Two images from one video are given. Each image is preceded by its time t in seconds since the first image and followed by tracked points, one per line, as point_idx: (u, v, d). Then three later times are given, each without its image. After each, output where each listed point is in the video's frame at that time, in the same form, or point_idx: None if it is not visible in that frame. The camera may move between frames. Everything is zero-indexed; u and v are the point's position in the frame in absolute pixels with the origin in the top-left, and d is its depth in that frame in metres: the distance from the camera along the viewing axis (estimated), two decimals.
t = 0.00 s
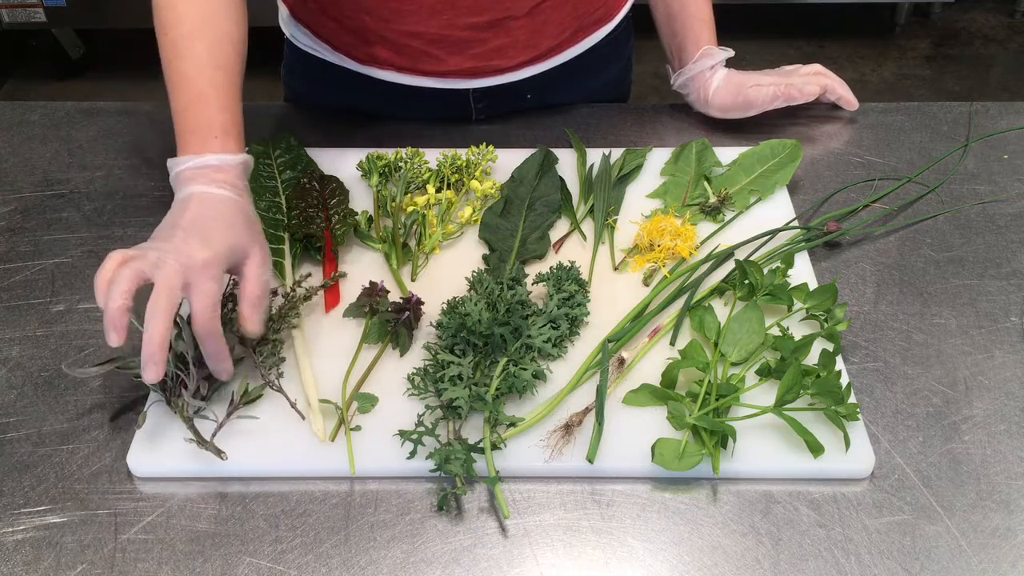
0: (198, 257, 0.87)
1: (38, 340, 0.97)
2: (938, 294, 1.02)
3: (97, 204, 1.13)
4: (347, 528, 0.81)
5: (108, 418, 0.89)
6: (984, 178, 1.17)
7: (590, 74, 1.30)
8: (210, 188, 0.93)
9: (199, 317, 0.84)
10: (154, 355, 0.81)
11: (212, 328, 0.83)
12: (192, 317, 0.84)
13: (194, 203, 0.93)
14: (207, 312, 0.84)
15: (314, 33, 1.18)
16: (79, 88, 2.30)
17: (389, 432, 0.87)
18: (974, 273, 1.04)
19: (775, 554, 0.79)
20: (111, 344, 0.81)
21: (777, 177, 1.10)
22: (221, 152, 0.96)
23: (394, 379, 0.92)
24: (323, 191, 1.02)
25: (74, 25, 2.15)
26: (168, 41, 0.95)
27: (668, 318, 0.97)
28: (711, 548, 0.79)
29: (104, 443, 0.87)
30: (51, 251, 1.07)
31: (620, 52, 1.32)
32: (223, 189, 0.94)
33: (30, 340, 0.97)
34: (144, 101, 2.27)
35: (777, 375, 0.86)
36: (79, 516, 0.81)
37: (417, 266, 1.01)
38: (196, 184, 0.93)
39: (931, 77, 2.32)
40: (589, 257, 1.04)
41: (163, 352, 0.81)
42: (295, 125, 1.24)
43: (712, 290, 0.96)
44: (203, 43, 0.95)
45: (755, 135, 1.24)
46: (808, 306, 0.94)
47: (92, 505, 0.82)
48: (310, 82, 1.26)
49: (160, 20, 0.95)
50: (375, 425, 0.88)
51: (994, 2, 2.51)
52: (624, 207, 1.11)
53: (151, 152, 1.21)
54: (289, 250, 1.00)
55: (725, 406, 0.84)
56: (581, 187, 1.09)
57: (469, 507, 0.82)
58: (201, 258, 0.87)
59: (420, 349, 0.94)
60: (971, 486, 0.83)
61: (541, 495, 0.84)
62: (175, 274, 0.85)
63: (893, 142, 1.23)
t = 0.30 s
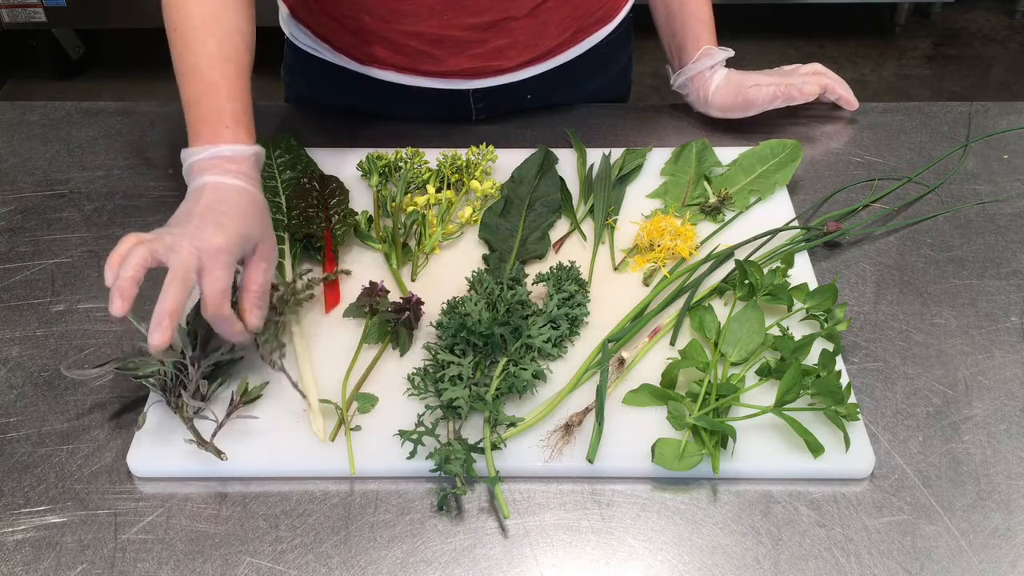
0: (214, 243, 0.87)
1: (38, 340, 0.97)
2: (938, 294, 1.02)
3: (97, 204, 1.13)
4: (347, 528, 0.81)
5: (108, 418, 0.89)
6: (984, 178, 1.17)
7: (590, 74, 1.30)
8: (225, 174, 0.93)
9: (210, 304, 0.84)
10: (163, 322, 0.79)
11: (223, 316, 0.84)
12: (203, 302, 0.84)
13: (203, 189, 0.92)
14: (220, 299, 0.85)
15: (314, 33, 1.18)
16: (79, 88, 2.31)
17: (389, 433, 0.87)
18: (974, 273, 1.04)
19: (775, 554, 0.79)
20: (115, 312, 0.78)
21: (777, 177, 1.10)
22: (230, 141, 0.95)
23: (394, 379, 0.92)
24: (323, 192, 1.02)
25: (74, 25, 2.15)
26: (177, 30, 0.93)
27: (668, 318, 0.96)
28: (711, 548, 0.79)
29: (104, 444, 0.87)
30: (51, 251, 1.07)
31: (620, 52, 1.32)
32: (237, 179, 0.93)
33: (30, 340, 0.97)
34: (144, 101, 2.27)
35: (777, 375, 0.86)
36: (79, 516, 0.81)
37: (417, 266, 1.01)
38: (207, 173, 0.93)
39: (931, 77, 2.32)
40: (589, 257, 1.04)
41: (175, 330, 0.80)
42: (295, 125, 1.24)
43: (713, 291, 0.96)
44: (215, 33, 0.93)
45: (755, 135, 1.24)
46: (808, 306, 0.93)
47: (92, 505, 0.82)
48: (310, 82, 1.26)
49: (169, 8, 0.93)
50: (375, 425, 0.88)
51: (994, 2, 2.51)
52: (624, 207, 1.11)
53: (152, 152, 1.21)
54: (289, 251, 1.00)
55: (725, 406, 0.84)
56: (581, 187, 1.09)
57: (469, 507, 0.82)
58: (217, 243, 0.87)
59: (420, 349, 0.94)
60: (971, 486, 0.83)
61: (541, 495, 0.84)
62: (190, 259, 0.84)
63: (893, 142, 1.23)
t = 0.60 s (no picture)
0: (194, 247, 0.87)
1: (38, 340, 0.97)
2: (937, 294, 1.02)
3: (97, 204, 1.13)
4: (347, 528, 0.81)
5: (108, 418, 0.89)
6: (984, 178, 1.17)
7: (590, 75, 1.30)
8: (214, 170, 0.94)
9: (190, 311, 0.84)
10: (120, 336, 0.79)
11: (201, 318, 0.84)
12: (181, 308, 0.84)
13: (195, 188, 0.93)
14: (196, 302, 0.84)
15: (315, 33, 1.18)
16: (79, 88, 2.31)
17: (389, 433, 0.87)
18: (974, 273, 1.04)
19: (775, 554, 0.79)
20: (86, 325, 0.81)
21: (777, 177, 1.10)
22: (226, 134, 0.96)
23: (394, 379, 0.92)
24: (323, 192, 1.02)
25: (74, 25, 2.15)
26: (180, 41, 0.95)
27: (668, 319, 0.97)
28: (711, 547, 0.79)
29: (104, 444, 0.87)
30: (51, 251, 1.07)
31: (620, 53, 1.32)
32: (229, 176, 0.94)
33: (30, 341, 0.97)
34: (144, 100, 2.27)
35: (777, 375, 0.86)
36: (79, 516, 0.81)
37: (417, 266, 1.01)
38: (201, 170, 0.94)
39: (930, 77, 2.32)
40: (589, 257, 1.04)
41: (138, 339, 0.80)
42: (295, 125, 1.24)
43: (713, 291, 0.96)
44: (212, 36, 0.95)
45: (755, 135, 1.24)
46: (808, 306, 0.93)
47: (92, 505, 0.82)
48: (310, 82, 1.26)
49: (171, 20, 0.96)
50: (375, 425, 0.88)
51: (994, 2, 2.51)
52: (624, 207, 1.11)
53: (152, 152, 1.21)
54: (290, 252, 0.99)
55: (725, 406, 0.84)
56: (581, 187, 1.09)
57: (469, 507, 0.82)
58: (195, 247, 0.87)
59: (420, 349, 0.94)
60: (971, 486, 0.83)
61: (540, 494, 0.84)
62: (167, 267, 0.85)
63: (893, 142, 1.23)
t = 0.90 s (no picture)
0: (220, 264, 0.85)
1: (38, 340, 0.97)
2: (938, 294, 1.02)
3: (97, 204, 1.13)
4: (347, 528, 0.81)
5: (108, 418, 0.89)
6: (984, 178, 1.17)
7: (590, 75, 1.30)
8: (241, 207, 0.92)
9: (205, 318, 0.82)
10: (145, 326, 0.78)
11: (215, 331, 0.81)
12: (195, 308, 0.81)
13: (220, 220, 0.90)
14: (215, 314, 0.82)
15: (315, 33, 1.18)
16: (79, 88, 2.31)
17: (389, 432, 0.87)
18: (975, 273, 1.04)
19: (775, 554, 0.79)
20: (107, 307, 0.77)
21: (777, 177, 1.10)
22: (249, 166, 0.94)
23: (394, 379, 0.92)
24: (323, 192, 1.02)
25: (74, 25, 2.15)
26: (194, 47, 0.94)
27: (668, 318, 0.97)
28: (711, 548, 0.79)
29: (104, 443, 0.87)
30: (51, 251, 1.07)
31: (620, 53, 1.32)
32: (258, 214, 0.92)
33: (30, 341, 0.97)
34: (144, 101, 2.27)
35: (777, 375, 0.86)
36: (79, 516, 0.81)
37: (417, 266, 1.01)
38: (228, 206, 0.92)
39: (930, 76, 2.32)
40: (589, 257, 1.04)
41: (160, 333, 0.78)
42: (295, 125, 1.24)
43: (713, 291, 0.96)
44: (238, 69, 0.94)
45: (755, 135, 1.25)
46: (808, 306, 0.93)
47: (92, 505, 0.82)
48: (310, 82, 1.26)
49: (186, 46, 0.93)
50: (375, 426, 0.88)
51: (994, 2, 2.51)
52: (624, 207, 1.11)
53: (152, 152, 1.21)
54: (289, 252, 1.00)
55: (725, 406, 0.84)
56: (581, 187, 1.09)
57: (469, 507, 0.82)
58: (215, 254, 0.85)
59: (420, 349, 0.94)
60: (971, 486, 0.83)
61: (540, 494, 0.84)
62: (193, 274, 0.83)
63: (893, 142, 1.23)
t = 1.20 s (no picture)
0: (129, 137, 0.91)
1: (38, 340, 0.97)
2: (937, 294, 1.02)
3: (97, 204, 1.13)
4: (347, 528, 0.81)
5: (108, 418, 0.89)
6: (984, 178, 1.17)
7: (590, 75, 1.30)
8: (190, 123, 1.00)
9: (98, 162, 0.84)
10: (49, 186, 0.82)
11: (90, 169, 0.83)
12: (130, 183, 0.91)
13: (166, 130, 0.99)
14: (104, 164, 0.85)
15: (314, 33, 1.18)
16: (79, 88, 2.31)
17: (388, 432, 0.87)
18: (974, 273, 1.04)
19: (775, 554, 0.79)
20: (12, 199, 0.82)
21: (777, 177, 1.10)
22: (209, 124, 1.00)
23: (394, 379, 0.92)
24: (323, 192, 1.02)
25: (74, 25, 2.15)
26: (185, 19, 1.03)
27: (668, 318, 0.97)
28: (711, 548, 0.79)
29: (104, 443, 0.87)
30: (51, 251, 1.07)
31: (620, 53, 1.32)
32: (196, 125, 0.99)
33: (30, 341, 0.97)
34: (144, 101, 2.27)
35: (777, 375, 0.86)
36: (79, 516, 0.81)
37: (417, 266, 1.01)
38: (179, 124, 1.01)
39: (930, 76, 2.32)
40: (589, 257, 1.04)
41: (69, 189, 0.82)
42: (295, 125, 1.24)
43: (713, 291, 0.96)
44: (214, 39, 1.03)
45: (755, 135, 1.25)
46: (808, 306, 0.93)
47: (92, 505, 0.82)
48: (310, 82, 1.26)
49: (180, 31, 1.04)
50: (375, 426, 0.88)
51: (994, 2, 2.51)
52: (624, 207, 1.11)
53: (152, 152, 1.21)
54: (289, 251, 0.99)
55: (725, 406, 0.84)
56: (581, 187, 1.09)
57: (469, 507, 0.82)
58: (144, 143, 0.91)
59: (420, 348, 0.94)
60: (971, 486, 0.83)
61: (540, 494, 0.84)
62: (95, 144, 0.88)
63: (893, 142, 1.23)
